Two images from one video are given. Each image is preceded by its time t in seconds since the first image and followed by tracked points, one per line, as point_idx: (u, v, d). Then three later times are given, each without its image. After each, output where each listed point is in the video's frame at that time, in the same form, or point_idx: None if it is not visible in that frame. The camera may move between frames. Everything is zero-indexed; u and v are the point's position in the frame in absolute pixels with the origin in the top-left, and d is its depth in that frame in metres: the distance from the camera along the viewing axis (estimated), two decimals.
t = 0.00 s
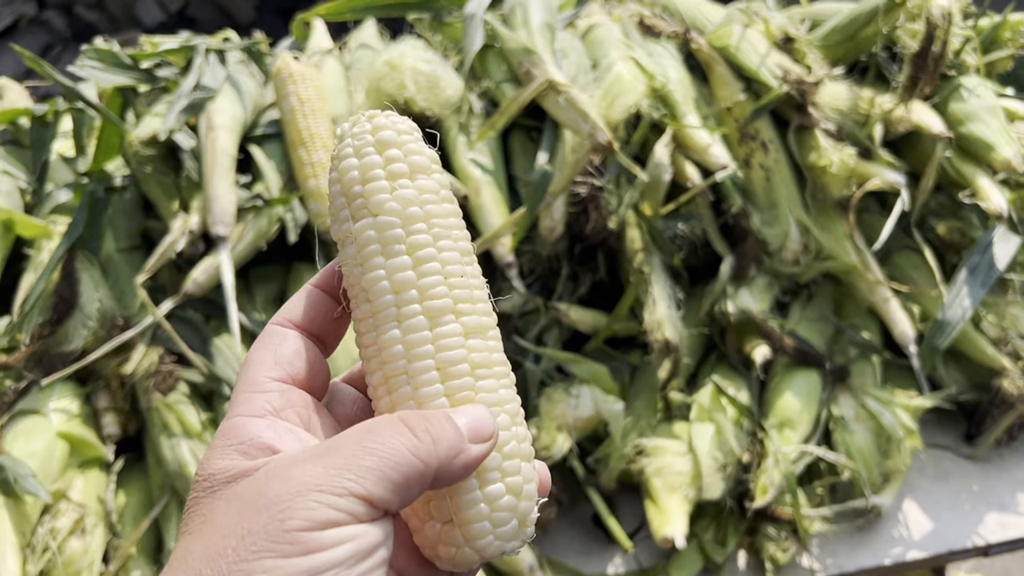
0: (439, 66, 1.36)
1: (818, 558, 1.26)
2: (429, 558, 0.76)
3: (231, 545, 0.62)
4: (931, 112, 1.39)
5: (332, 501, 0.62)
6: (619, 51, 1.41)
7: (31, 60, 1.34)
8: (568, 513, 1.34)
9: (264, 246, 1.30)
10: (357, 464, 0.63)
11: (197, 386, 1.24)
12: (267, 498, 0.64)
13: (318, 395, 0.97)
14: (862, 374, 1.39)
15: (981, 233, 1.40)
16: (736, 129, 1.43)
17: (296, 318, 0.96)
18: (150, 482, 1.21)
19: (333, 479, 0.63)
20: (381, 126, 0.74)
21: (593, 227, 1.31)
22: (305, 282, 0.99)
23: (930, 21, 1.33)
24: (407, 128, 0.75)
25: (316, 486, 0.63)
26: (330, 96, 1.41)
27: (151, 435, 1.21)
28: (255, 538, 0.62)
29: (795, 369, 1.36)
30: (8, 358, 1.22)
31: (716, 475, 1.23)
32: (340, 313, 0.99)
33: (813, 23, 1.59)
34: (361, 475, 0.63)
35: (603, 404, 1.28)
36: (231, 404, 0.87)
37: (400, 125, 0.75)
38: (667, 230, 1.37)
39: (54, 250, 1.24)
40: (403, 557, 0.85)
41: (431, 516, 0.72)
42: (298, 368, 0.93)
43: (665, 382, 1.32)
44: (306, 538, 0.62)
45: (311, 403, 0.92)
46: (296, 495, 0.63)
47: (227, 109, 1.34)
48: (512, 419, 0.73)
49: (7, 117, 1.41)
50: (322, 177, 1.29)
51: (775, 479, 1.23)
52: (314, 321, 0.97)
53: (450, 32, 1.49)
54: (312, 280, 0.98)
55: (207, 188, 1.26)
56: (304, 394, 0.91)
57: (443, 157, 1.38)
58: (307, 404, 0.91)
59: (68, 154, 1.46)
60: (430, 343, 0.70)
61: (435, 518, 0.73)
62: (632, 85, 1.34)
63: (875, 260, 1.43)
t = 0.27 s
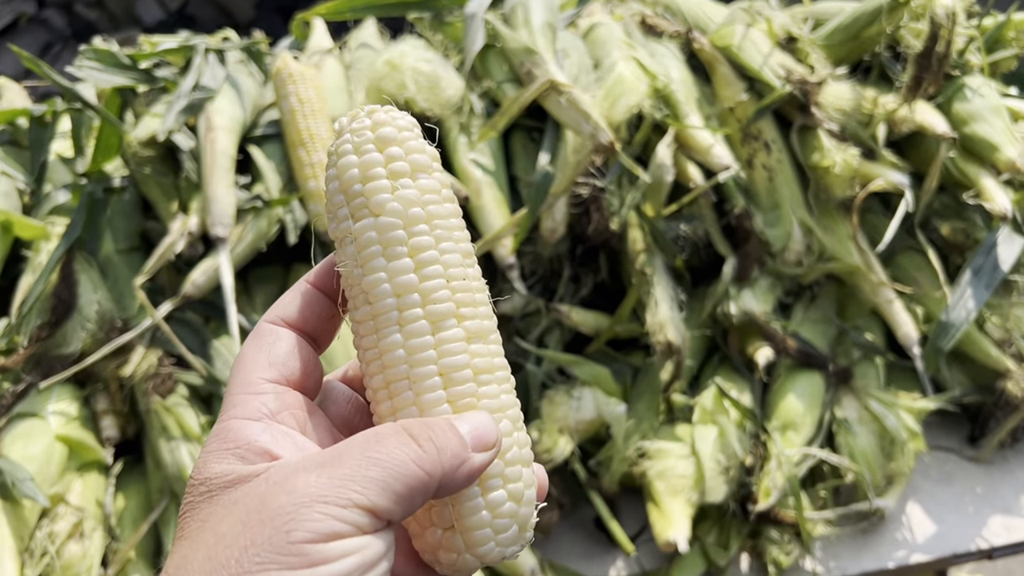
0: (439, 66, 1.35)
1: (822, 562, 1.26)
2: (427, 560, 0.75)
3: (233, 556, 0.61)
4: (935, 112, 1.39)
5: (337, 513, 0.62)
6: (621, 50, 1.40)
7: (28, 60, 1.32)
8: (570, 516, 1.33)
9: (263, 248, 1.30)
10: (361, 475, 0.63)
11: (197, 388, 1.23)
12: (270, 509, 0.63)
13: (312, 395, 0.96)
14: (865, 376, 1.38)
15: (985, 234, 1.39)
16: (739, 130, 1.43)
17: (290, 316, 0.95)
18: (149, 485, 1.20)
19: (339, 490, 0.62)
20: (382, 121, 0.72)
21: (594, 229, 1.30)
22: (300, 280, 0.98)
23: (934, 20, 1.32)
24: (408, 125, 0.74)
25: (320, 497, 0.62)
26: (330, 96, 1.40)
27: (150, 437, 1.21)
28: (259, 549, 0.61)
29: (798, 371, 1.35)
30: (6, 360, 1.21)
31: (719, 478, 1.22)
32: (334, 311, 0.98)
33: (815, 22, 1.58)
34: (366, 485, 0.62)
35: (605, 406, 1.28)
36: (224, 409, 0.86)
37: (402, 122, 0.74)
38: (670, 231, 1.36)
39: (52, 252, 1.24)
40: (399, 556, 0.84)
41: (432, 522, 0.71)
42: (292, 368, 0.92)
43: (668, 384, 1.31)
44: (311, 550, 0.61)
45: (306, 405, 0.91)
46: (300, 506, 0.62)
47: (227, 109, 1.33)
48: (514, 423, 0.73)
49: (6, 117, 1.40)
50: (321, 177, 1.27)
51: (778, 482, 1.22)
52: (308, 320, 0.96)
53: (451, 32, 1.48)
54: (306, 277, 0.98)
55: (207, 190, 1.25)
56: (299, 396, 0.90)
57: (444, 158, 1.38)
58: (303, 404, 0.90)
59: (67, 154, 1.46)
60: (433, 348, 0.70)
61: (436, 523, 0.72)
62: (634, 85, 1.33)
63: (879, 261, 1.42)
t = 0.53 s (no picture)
0: (441, 67, 1.34)
1: (824, 564, 1.25)
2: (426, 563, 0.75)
3: (235, 560, 0.61)
4: (938, 112, 1.38)
5: (339, 517, 0.61)
6: (624, 51, 1.39)
7: (30, 62, 1.32)
8: (572, 518, 1.33)
9: (265, 249, 1.29)
10: (363, 479, 0.62)
11: (198, 390, 1.23)
12: (271, 512, 0.62)
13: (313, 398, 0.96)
14: (868, 377, 1.37)
15: (989, 235, 1.39)
16: (742, 130, 1.42)
17: (292, 319, 0.95)
18: (151, 487, 1.20)
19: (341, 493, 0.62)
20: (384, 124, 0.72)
21: (597, 230, 1.30)
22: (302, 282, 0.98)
23: (938, 21, 1.31)
24: (411, 128, 0.73)
25: (322, 501, 0.62)
26: (332, 97, 1.40)
27: (152, 440, 1.20)
28: (260, 553, 0.60)
29: (800, 373, 1.35)
30: (8, 362, 1.20)
31: (722, 480, 1.22)
32: (336, 314, 0.98)
33: (818, 22, 1.57)
34: (368, 489, 0.62)
35: (607, 408, 1.28)
36: (224, 412, 0.86)
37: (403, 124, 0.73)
38: (672, 233, 1.35)
39: (53, 253, 1.23)
40: (400, 559, 0.84)
41: (433, 527, 0.71)
42: (293, 370, 0.92)
43: (670, 386, 1.31)
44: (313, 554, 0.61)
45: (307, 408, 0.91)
46: (302, 510, 0.61)
47: (228, 110, 1.32)
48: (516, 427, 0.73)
49: (7, 118, 1.40)
50: (323, 179, 1.27)
51: (781, 483, 1.21)
52: (309, 322, 0.96)
53: (453, 32, 1.47)
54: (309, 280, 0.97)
55: (208, 191, 1.25)
56: (300, 399, 0.90)
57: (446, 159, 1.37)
58: (303, 407, 0.90)
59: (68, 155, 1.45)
60: (436, 354, 0.70)
61: (437, 528, 0.71)
62: (636, 86, 1.33)
63: (881, 262, 1.41)
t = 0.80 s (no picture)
0: (443, 67, 1.35)
1: (826, 563, 1.25)
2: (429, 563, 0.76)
3: (240, 560, 0.61)
4: (939, 112, 1.39)
5: (343, 518, 0.61)
6: (625, 52, 1.40)
7: (33, 63, 1.33)
8: (574, 518, 1.33)
9: (267, 250, 1.29)
10: (368, 480, 0.63)
11: (201, 391, 1.23)
12: (276, 513, 0.63)
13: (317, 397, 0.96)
14: (870, 377, 1.37)
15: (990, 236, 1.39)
16: (743, 131, 1.43)
17: (296, 319, 0.95)
18: (154, 487, 1.20)
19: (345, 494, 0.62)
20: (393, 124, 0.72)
21: (598, 231, 1.30)
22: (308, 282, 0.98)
23: (939, 22, 1.31)
24: (418, 129, 0.74)
25: (326, 502, 0.62)
26: (334, 97, 1.40)
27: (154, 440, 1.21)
28: (265, 554, 0.60)
29: (802, 373, 1.35)
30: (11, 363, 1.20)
31: (723, 480, 1.22)
32: (340, 314, 0.98)
33: (819, 23, 1.58)
34: (373, 489, 0.62)
35: (609, 407, 1.28)
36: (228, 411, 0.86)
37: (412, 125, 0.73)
38: (674, 233, 1.35)
39: (56, 254, 1.24)
40: (402, 559, 0.84)
41: (436, 529, 0.71)
42: (298, 370, 0.92)
43: (672, 386, 1.31)
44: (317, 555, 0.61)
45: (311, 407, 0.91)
46: (307, 511, 0.62)
47: (230, 111, 1.33)
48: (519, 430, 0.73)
49: (10, 118, 1.40)
50: (325, 179, 1.28)
51: (782, 484, 1.21)
52: (315, 322, 0.96)
53: (454, 33, 1.48)
54: (314, 279, 0.98)
55: (210, 192, 1.25)
56: (303, 398, 0.90)
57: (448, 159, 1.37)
58: (307, 407, 0.90)
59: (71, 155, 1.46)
60: (441, 356, 0.70)
61: (440, 530, 0.72)
62: (638, 87, 1.33)
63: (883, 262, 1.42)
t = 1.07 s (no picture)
0: (444, 67, 1.35)
1: (827, 561, 1.26)
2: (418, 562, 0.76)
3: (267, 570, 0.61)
4: (939, 112, 1.39)
5: (369, 528, 0.62)
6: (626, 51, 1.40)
7: (36, 63, 1.33)
8: (575, 516, 1.33)
9: (269, 249, 1.30)
10: (392, 489, 0.63)
11: (204, 389, 1.24)
12: (300, 521, 0.62)
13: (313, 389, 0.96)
14: (870, 376, 1.38)
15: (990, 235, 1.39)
16: (744, 130, 1.43)
17: (294, 305, 0.97)
18: (156, 486, 1.20)
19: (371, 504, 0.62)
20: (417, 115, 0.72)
21: (600, 230, 1.30)
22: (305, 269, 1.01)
23: (939, 21, 1.32)
24: (440, 122, 0.74)
25: (352, 511, 0.62)
26: (336, 97, 1.41)
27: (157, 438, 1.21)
28: (291, 564, 0.60)
29: (802, 372, 1.35)
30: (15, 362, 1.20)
31: (725, 479, 1.22)
32: (336, 301, 1.01)
33: (820, 22, 1.58)
34: (398, 500, 0.63)
35: (610, 406, 1.28)
36: (227, 402, 0.86)
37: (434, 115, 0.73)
38: (675, 232, 1.35)
39: (60, 254, 1.24)
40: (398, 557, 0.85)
41: (435, 530, 0.71)
42: (298, 361, 0.92)
43: (673, 384, 1.31)
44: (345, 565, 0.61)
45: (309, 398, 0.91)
46: (333, 520, 0.62)
47: (232, 111, 1.33)
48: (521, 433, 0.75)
49: (13, 119, 1.41)
50: (327, 179, 1.29)
51: (783, 482, 1.22)
52: (313, 310, 0.98)
53: (456, 33, 1.48)
54: (312, 266, 1.01)
55: (212, 192, 1.25)
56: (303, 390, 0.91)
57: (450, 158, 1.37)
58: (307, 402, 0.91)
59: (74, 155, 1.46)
60: (454, 359, 0.71)
61: (438, 531, 0.71)
62: (639, 86, 1.33)
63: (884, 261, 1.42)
